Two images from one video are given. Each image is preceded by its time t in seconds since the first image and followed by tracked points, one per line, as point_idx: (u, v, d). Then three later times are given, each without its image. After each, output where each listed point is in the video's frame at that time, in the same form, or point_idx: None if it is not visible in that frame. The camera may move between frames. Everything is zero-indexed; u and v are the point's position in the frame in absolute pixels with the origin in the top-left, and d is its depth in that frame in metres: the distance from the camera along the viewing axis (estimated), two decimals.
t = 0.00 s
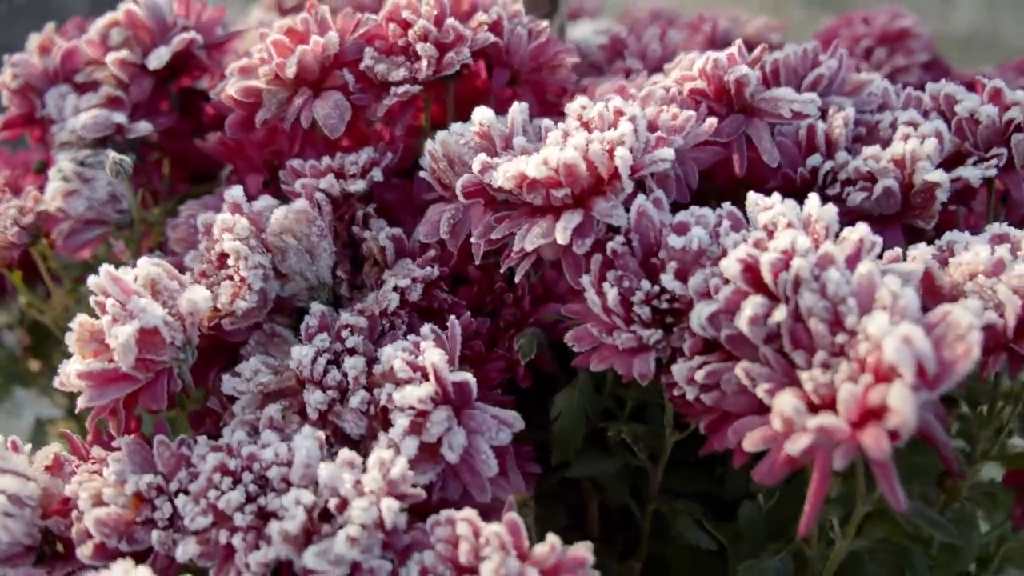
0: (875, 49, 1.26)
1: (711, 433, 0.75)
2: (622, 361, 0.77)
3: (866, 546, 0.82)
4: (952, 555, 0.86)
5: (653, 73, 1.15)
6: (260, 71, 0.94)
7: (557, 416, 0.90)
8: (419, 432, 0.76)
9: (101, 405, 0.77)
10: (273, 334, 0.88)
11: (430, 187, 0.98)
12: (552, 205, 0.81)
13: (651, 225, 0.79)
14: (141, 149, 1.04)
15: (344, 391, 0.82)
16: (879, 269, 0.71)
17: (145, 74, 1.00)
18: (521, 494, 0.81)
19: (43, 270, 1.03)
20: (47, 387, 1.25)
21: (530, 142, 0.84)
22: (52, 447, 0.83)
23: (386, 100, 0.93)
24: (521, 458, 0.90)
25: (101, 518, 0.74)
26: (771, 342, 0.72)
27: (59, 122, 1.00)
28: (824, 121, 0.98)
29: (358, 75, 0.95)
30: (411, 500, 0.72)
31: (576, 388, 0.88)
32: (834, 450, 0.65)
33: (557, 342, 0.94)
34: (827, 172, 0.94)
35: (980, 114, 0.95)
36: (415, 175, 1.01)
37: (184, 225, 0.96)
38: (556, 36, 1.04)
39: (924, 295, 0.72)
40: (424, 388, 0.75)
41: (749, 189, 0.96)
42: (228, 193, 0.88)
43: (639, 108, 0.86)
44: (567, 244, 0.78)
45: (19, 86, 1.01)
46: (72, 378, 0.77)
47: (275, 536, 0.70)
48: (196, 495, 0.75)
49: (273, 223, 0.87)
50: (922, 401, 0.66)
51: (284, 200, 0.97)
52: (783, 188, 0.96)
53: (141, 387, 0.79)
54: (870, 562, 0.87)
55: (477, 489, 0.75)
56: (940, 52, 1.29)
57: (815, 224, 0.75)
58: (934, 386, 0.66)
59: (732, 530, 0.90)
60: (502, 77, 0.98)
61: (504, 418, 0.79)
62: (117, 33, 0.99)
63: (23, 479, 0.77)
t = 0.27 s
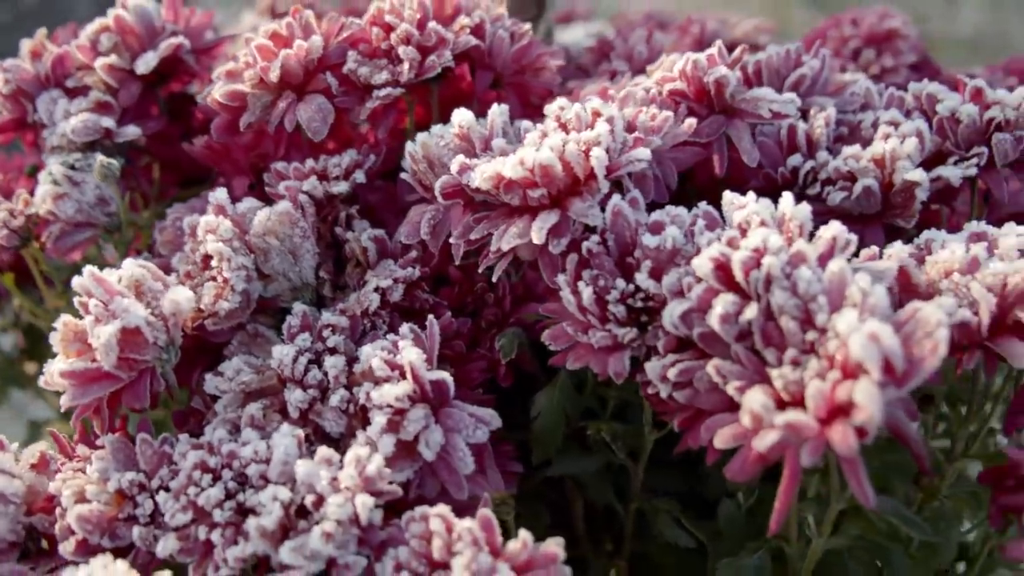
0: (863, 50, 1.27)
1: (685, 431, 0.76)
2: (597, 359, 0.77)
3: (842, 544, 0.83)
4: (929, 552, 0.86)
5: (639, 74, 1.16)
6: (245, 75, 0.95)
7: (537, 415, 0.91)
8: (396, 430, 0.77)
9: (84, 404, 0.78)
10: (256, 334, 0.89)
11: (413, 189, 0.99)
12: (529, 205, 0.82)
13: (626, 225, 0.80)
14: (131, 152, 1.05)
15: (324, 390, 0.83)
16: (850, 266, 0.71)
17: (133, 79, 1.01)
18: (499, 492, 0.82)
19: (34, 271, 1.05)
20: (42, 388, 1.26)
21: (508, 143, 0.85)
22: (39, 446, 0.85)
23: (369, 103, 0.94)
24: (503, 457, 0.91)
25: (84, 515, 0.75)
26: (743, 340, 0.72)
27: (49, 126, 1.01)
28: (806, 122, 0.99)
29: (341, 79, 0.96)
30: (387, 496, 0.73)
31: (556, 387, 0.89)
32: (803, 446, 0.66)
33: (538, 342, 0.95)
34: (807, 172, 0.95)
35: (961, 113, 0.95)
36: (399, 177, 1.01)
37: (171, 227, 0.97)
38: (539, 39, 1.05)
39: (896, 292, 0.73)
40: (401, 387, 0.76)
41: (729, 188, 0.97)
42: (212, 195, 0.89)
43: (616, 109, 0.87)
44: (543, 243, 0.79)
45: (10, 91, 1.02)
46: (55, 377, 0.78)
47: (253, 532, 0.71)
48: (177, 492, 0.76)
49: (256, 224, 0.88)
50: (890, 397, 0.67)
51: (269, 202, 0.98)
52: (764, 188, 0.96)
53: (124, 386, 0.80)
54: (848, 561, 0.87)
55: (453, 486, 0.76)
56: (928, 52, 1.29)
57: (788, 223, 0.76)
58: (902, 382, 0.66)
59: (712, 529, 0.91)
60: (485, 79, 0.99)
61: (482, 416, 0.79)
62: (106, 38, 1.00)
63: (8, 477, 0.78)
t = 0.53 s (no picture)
0: (854, 49, 1.27)
1: (665, 426, 0.76)
2: (579, 355, 0.78)
3: (825, 540, 0.83)
4: (912, 549, 0.86)
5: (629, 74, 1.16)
6: (236, 75, 0.96)
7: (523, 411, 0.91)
8: (379, 425, 0.78)
9: (72, 398, 0.79)
10: (244, 330, 0.90)
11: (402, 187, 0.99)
12: (512, 202, 0.83)
13: (609, 221, 0.81)
14: (124, 151, 1.06)
15: (310, 386, 0.84)
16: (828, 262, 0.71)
17: (126, 79, 1.02)
18: (483, 487, 0.82)
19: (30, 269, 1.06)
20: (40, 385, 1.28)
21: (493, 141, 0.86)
22: (30, 441, 0.86)
23: (357, 102, 0.95)
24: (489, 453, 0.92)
25: (71, 507, 0.76)
26: (722, 336, 0.73)
27: (44, 125, 1.02)
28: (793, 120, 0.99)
29: (330, 79, 0.97)
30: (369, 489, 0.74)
31: (542, 383, 0.90)
32: (778, 440, 0.66)
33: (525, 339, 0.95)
34: (793, 170, 0.95)
35: (948, 111, 0.95)
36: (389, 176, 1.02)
37: (162, 226, 0.98)
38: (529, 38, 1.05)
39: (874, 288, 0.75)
40: (385, 382, 0.77)
41: (715, 186, 0.97)
42: (201, 193, 0.90)
43: (600, 107, 0.87)
44: (525, 240, 0.80)
45: (6, 91, 1.03)
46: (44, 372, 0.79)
47: (236, 525, 0.72)
48: (163, 485, 0.77)
49: (244, 222, 0.89)
50: (866, 392, 0.67)
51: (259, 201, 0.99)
52: (750, 186, 0.97)
53: (113, 381, 0.81)
54: (832, 558, 0.87)
55: (436, 480, 0.77)
56: (921, 51, 1.29)
57: (769, 220, 0.76)
58: (879, 377, 0.66)
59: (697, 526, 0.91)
60: (473, 79, 1.00)
61: (465, 412, 0.80)
62: (100, 39, 1.01)
63: None
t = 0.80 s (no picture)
0: (849, 47, 1.27)
1: (645, 419, 0.76)
2: (560, 348, 0.78)
3: (808, 536, 0.82)
4: (894, 545, 0.86)
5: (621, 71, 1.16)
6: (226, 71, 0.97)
7: (509, 406, 0.92)
8: (361, 417, 0.78)
9: (59, 389, 0.80)
10: (232, 323, 0.91)
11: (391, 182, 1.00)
12: (496, 197, 0.83)
13: (591, 215, 0.81)
14: (118, 147, 1.07)
15: (295, 378, 0.84)
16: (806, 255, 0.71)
17: (119, 76, 1.03)
18: (467, 480, 0.83)
19: (25, 263, 1.07)
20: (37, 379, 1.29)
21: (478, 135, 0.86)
22: (19, 432, 0.86)
23: (345, 98, 0.96)
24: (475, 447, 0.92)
25: (56, 497, 0.77)
26: (701, 329, 0.72)
27: (39, 122, 1.03)
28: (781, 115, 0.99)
29: (320, 75, 0.97)
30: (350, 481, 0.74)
31: (528, 379, 0.90)
32: (753, 433, 0.65)
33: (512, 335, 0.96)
34: (780, 165, 0.95)
35: (936, 106, 0.95)
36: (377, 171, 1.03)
37: (154, 220, 0.99)
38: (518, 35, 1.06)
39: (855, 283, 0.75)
40: (366, 375, 0.77)
41: (702, 182, 0.97)
42: (190, 187, 0.91)
43: (585, 102, 0.88)
44: (507, 234, 0.80)
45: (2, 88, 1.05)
46: (31, 363, 0.80)
47: (216, 514, 0.73)
48: (147, 476, 0.78)
49: (232, 216, 0.89)
50: (843, 385, 0.66)
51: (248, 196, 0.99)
52: (738, 181, 0.98)
53: (99, 372, 0.82)
54: (816, 554, 0.87)
55: (416, 472, 0.77)
56: (916, 49, 1.29)
57: (749, 213, 0.76)
58: (855, 370, 0.66)
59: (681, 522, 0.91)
60: (462, 75, 1.00)
61: (446, 404, 0.81)
62: (94, 36, 1.02)
63: None
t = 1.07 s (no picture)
0: (846, 41, 1.26)
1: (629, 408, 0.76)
2: (544, 338, 0.78)
3: (796, 529, 0.82)
4: (884, 536, 0.84)
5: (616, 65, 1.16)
6: (218, 64, 0.98)
7: (497, 398, 0.92)
8: (346, 405, 0.79)
9: (47, 376, 0.81)
10: (222, 313, 0.91)
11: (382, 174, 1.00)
12: (482, 187, 0.83)
13: (576, 205, 0.81)
14: (113, 140, 1.08)
15: (282, 367, 0.84)
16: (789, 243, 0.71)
17: (114, 69, 1.03)
18: (452, 470, 0.83)
19: (21, 255, 1.08)
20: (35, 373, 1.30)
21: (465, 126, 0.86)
22: (10, 420, 0.87)
23: (336, 90, 0.96)
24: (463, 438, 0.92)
25: (43, 483, 0.77)
26: (683, 318, 0.72)
27: (35, 115, 1.04)
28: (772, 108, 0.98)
29: (311, 67, 0.98)
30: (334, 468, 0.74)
31: (516, 370, 0.90)
32: (732, 420, 0.65)
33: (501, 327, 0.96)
34: (771, 157, 0.95)
35: (928, 98, 0.94)
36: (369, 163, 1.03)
37: (146, 212, 0.99)
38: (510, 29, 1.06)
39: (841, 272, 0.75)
40: (351, 363, 0.77)
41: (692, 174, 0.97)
42: (181, 178, 0.92)
43: (572, 93, 0.88)
44: (492, 223, 0.80)
45: None
46: (20, 350, 0.81)
47: (199, 500, 0.73)
48: (133, 463, 0.78)
49: (222, 207, 0.90)
50: (823, 373, 0.65)
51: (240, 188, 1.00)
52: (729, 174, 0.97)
53: (88, 360, 0.82)
54: (804, 546, 0.86)
55: (401, 460, 0.78)
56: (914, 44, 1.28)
57: (734, 203, 0.76)
58: (836, 358, 0.65)
59: (669, 515, 0.91)
60: (454, 67, 1.00)
61: (431, 393, 0.81)
62: (89, 30, 1.02)
63: None
